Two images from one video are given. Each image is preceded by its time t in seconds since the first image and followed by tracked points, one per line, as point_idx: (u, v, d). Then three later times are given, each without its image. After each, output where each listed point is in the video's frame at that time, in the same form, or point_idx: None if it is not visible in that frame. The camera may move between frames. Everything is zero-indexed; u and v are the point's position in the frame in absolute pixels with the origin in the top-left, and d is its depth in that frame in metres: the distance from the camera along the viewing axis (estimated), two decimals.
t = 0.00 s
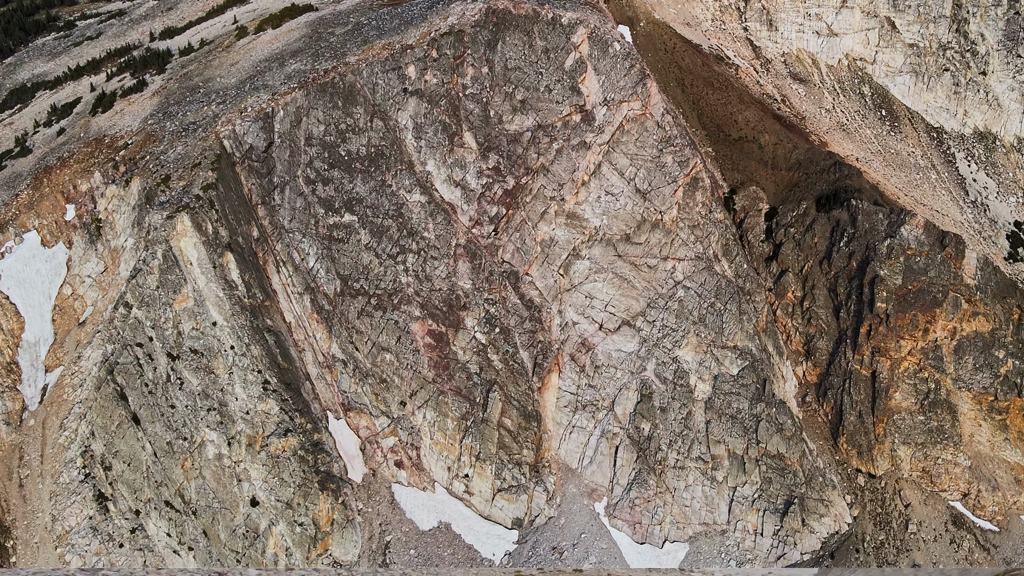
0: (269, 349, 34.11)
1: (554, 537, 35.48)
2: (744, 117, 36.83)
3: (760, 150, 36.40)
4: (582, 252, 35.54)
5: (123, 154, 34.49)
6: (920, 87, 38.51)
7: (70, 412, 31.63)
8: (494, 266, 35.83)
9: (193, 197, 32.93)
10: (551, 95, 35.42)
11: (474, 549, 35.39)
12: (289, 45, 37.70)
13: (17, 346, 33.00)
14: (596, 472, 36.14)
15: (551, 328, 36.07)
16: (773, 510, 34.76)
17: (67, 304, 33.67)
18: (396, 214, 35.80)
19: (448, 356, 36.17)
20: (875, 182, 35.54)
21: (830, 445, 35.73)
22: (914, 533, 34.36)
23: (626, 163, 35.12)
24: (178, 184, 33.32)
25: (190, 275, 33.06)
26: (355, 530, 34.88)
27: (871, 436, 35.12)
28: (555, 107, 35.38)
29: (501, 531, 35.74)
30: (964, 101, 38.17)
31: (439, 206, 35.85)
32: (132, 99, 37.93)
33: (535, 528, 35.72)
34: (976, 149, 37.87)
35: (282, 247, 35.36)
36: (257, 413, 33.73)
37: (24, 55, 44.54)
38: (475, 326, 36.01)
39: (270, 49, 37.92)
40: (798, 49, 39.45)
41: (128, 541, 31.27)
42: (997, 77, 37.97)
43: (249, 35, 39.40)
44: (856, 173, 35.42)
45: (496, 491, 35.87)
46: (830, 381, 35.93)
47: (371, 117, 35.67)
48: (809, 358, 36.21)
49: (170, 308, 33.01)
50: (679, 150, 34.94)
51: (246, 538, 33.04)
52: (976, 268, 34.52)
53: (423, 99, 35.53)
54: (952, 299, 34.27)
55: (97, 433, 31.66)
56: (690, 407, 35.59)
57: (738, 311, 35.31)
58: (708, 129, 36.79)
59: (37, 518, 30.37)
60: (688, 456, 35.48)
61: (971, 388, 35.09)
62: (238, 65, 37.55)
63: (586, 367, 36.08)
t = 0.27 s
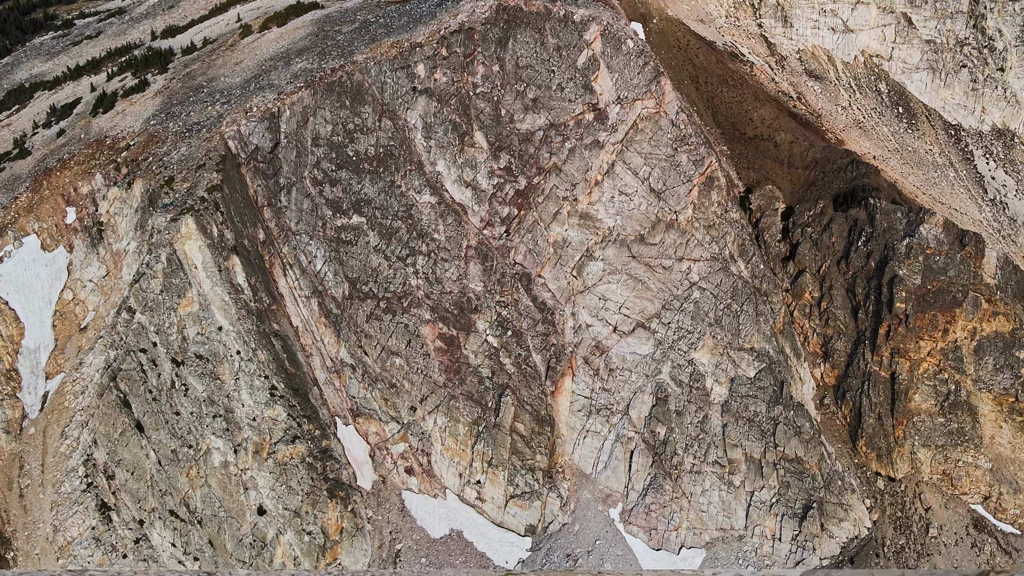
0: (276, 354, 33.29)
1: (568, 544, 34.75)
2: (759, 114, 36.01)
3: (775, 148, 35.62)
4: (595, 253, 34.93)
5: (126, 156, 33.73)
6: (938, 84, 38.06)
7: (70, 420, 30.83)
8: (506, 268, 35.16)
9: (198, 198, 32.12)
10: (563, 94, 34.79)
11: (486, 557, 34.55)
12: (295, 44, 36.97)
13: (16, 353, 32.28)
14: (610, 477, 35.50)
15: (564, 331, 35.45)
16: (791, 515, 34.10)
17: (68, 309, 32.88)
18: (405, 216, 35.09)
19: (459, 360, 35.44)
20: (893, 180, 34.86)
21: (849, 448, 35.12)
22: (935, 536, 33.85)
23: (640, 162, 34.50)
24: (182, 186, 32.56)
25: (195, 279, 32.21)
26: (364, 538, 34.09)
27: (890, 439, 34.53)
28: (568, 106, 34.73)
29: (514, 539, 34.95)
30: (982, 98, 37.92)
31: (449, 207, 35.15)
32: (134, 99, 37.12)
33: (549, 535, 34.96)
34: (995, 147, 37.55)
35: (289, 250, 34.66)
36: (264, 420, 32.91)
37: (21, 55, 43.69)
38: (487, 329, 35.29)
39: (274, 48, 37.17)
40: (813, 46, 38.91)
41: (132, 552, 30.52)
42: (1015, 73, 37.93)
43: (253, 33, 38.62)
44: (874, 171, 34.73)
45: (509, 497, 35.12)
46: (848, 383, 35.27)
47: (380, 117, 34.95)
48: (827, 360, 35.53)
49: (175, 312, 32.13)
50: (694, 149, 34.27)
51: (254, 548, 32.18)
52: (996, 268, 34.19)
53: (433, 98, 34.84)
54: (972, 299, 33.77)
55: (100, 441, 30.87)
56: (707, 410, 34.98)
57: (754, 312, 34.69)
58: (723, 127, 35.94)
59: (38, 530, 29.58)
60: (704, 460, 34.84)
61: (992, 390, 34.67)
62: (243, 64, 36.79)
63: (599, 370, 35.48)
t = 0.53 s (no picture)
0: (283, 358, 32.63)
1: (583, 550, 34.06)
2: (774, 112, 35.55)
3: (791, 146, 35.21)
4: (609, 254, 34.34)
5: (128, 157, 33.02)
6: (954, 81, 37.87)
7: (73, 428, 30.14)
8: (518, 269, 34.55)
9: (204, 200, 31.39)
10: (575, 92, 34.22)
11: (500, 564, 33.90)
12: (301, 43, 36.32)
13: (17, 359, 31.50)
14: (625, 482, 34.88)
15: (577, 333, 34.83)
16: (810, 520, 33.41)
17: (70, 314, 32.14)
18: (416, 217, 34.47)
19: (470, 364, 34.74)
20: (910, 179, 34.45)
21: (867, 451, 34.61)
22: (955, 540, 33.23)
23: (654, 161, 33.98)
24: (187, 188, 31.86)
25: (201, 282, 31.49)
26: (374, 546, 33.22)
27: (909, 441, 34.06)
28: (581, 105, 34.17)
29: (527, 545, 34.26)
30: (1000, 95, 37.66)
31: (460, 208, 34.50)
32: (137, 100, 36.39)
33: (563, 541, 34.28)
34: (1013, 144, 36.98)
35: (296, 252, 33.96)
36: (271, 426, 32.20)
37: (20, 55, 42.92)
38: (499, 332, 34.66)
39: (280, 47, 36.51)
40: (829, 43, 38.64)
41: (137, 562, 29.72)
42: None
43: (259, 32, 37.97)
44: (891, 169, 34.30)
45: (522, 503, 34.42)
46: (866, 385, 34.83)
47: (388, 117, 34.30)
48: (844, 361, 35.06)
49: (180, 317, 31.42)
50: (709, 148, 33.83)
51: (261, 557, 31.39)
52: (1016, 267, 33.49)
53: (442, 97, 34.22)
54: (992, 298, 33.22)
55: (103, 448, 30.11)
56: (723, 413, 34.41)
57: (770, 313, 34.31)
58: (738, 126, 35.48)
59: (41, 540, 28.79)
60: (721, 464, 34.25)
61: (1012, 390, 34.01)
62: (249, 64, 36.14)
63: (614, 373, 34.88)
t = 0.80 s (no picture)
0: (292, 362, 32.03)
1: (598, 555, 33.50)
2: (789, 111, 35.06)
3: (807, 145, 34.74)
4: (623, 254, 33.88)
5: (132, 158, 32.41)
6: (970, 78, 37.98)
7: (77, 435, 29.49)
8: (531, 271, 34.01)
9: (209, 202, 30.93)
10: (588, 91, 33.74)
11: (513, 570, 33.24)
12: (309, 42, 35.75)
13: (19, 365, 30.87)
14: (640, 486, 34.33)
15: (591, 335, 34.29)
16: (828, 523, 32.91)
17: (74, 319, 31.53)
18: (426, 218, 33.86)
19: (482, 367, 34.14)
20: (927, 177, 34.15)
21: (885, 452, 34.21)
22: (975, 542, 32.95)
23: (669, 160, 33.52)
24: (193, 189, 31.27)
25: (207, 285, 30.89)
26: (385, 553, 32.65)
27: (927, 442, 33.65)
28: (594, 103, 33.68)
29: (541, 551, 33.55)
30: (1016, 92, 37.95)
31: (471, 208, 33.95)
32: (140, 100, 35.72)
33: (577, 546, 33.65)
34: None
35: (305, 254, 33.47)
36: (280, 431, 31.60)
37: (20, 55, 42.26)
38: (512, 335, 34.08)
39: (287, 46, 35.93)
40: (844, 39, 38.58)
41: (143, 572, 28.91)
42: None
43: (264, 31, 37.34)
44: (908, 168, 33.94)
45: (536, 508, 33.78)
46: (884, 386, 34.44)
47: (398, 117, 33.78)
48: (862, 361, 34.67)
49: (186, 321, 30.79)
50: (724, 147, 33.37)
51: (270, 565, 30.65)
52: None
53: (453, 96, 33.71)
54: (1011, 297, 32.91)
55: (108, 455, 29.50)
56: (739, 415, 33.93)
57: (786, 313, 33.86)
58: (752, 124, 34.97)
59: (45, 549, 28.16)
60: (737, 467, 33.73)
61: None
62: (255, 63, 35.55)
63: (628, 376, 34.36)
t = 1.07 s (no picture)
0: (302, 365, 31.57)
1: (613, 559, 33.02)
2: (805, 108, 34.73)
3: (823, 142, 34.35)
4: (637, 254, 33.56)
5: (139, 159, 31.92)
6: (986, 74, 37.06)
7: (83, 440, 28.89)
8: (544, 271, 33.59)
9: (218, 203, 30.44)
10: (602, 89, 33.36)
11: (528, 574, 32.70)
12: (317, 40, 35.28)
13: (24, 369, 30.33)
14: (656, 488, 33.90)
15: (606, 335, 33.91)
16: (845, 524, 32.65)
17: (79, 323, 30.92)
18: (438, 218, 33.40)
19: (495, 369, 33.68)
20: (943, 174, 33.83)
21: (903, 451, 33.86)
22: (994, 543, 32.50)
23: (683, 158, 33.21)
24: (201, 190, 30.84)
25: (216, 288, 30.49)
26: (398, 558, 32.16)
27: (946, 441, 33.34)
28: (607, 101, 33.31)
29: (556, 554, 33.06)
30: None
31: (484, 208, 33.51)
32: (146, 100, 35.14)
33: (592, 550, 33.19)
34: None
35: (315, 256, 33.01)
36: (291, 435, 31.13)
37: (21, 54, 41.62)
38: (525, 336, 33.64)
39: (296, 44, 35.46)
40: (858, 36, 37.62)
41: None
42: None
43: (272, 29, 36.93)
44: (925, 164, 33.60)
45: (550, 511, 33.30)
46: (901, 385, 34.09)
47: (409, 115, 33.33)
48: (880, 361, 34.31)
49: (194, 324, 30.32)
50: (740, 145, 33.04)
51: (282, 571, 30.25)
52: None
53: (465, 95, 33.30)
54: None
55: (115, 461, 28.81)
56: (756, 416, 33.61)
57: (803, 313, 33.52)
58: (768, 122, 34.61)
59: (51, 557, 27.50)
60: (754, 468, 33.40)
61: None
62: (263, 62, 35.06)
63: (643, 376, 34.04)
